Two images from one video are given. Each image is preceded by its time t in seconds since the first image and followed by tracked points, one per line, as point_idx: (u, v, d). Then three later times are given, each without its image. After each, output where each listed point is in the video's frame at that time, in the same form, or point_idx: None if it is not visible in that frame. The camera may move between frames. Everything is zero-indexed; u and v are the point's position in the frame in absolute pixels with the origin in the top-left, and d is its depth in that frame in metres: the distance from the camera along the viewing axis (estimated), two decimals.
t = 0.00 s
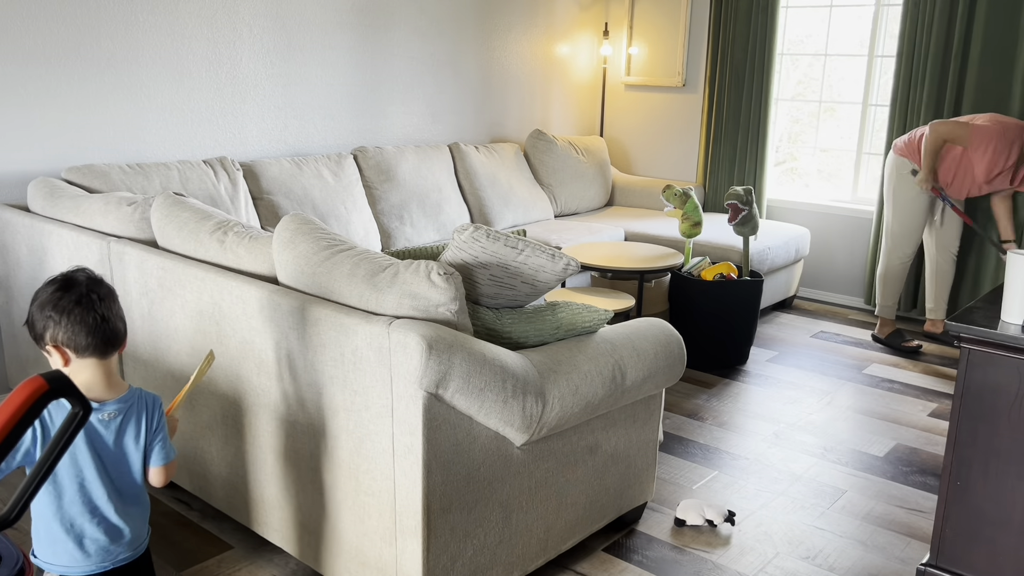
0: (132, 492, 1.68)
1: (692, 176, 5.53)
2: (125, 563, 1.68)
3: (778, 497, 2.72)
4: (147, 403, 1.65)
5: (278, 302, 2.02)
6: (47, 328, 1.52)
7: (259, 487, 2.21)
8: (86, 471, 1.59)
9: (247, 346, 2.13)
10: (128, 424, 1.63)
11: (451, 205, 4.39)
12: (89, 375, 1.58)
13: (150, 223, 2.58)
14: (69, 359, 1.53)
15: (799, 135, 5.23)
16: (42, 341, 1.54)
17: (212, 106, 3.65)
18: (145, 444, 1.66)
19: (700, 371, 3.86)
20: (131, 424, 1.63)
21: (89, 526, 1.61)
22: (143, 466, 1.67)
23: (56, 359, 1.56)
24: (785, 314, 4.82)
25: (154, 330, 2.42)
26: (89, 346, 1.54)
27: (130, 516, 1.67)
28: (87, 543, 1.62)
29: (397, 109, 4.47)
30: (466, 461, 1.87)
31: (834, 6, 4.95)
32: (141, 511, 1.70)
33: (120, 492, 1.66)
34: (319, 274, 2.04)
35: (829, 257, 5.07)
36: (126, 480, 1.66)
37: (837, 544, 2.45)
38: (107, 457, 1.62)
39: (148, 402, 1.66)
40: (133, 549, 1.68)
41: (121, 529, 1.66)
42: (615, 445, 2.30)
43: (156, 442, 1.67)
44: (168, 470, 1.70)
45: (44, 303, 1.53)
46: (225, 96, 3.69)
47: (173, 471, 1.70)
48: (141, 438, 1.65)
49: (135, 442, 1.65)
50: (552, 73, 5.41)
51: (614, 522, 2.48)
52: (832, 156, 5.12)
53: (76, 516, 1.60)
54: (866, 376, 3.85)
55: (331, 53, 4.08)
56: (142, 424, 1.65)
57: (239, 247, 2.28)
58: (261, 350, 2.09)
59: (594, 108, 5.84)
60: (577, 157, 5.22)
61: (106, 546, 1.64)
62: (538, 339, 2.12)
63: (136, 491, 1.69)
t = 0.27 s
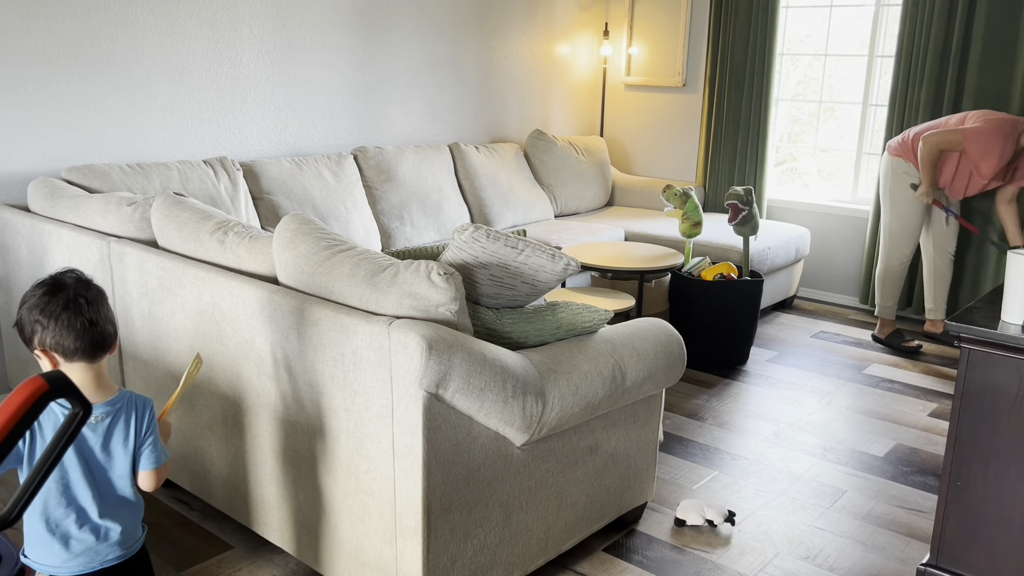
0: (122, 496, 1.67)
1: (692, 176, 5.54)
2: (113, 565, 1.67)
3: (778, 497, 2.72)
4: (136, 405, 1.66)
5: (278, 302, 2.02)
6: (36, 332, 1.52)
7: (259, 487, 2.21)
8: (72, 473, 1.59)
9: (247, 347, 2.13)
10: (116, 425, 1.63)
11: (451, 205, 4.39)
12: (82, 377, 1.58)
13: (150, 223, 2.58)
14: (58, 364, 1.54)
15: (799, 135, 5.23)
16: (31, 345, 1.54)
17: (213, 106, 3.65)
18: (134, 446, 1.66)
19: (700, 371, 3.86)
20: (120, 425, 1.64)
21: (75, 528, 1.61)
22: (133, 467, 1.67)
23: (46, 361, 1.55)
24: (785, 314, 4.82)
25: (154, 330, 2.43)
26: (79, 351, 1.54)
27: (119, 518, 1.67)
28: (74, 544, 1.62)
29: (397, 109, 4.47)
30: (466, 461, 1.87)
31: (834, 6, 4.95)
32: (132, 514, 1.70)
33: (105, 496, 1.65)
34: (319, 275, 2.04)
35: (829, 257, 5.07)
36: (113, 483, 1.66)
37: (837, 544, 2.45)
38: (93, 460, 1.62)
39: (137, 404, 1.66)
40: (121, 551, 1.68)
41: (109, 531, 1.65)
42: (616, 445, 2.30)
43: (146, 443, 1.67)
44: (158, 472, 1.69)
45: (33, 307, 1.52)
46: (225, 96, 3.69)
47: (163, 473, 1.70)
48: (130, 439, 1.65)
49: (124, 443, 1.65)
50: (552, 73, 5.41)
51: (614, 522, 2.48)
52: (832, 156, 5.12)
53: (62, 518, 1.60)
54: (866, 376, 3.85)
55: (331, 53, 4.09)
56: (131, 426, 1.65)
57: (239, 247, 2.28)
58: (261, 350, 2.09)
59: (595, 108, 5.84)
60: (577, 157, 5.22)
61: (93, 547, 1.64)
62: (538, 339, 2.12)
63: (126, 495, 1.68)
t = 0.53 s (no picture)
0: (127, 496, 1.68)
1: (692, 176, 5.54)
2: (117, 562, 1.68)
3: (778, 497, 2.72)
4: (139, 404, 1.67)
5: (278, 302, 2.02)
6: (35, 336, 1.52)
7: (259, 487, 2.21)
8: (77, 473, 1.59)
9: (247, 347, 2.13)
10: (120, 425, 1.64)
11: (451, 205, 4.39)
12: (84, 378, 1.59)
13: (150, 223, 2.58)
14: (59, 367, 1.53)
15: (799, 134, 5.23)
16: (31, 348, 1.54)
17: (213, 105, 3.65)
18: (137, 445, 1.67)
19: (699, 371, 3.86)
20: (123, 424, 1.65)
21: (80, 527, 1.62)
22: (135, 467, 1.68)
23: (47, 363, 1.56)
24: (785, 314, 4.82)
25: (154, 331, 2.42)
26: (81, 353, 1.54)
27: (122, 516, 1.68)
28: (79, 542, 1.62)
29: (397, 109, 4.47)
30: (466, 461, 1.87)
31: (834, 6, 4.95)
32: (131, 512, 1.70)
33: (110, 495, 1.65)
34: (319, 275, 2.04)
35: (829, 257, 5.07)
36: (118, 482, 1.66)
37: (837, 544, 2.45)
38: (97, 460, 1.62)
39: (140, 404, 1.68)
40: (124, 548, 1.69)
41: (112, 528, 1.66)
42: (616, 445, 2.29)
43: (148, 442, 1.69)
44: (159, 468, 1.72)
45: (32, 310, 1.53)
46: (225, 95, 3.69)
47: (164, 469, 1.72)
48: (133, 438, 1.66)
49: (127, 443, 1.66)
50: (552, 73, 5.41)
51: (614, 522, 2.48)
52: (832, 156, 5.13)
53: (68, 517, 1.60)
54: (866, 376, 3.85)
55: (331, 53, 4.09)
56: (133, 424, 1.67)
57: (239, 247, 2.28)
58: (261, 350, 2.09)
59: (595, 109, 5.84)
60: (577, 157, 5.22)
61: (96, 544, 1.64)
62: (538, 339, 2.12)
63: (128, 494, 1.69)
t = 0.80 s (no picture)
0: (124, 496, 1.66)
1: (692, 176, 5.54)
2: (122, 565, 1.68)
3: (778, 497, 2.72)
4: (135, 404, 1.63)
5: (278, 302, 2.02)
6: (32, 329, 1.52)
7: (259, 487, 2.21)
8: (72, 474, 1.59)
9: (247, 347, 2.13)
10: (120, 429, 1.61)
11: (451, 205, 4.39)
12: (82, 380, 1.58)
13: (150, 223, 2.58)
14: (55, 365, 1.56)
15: (799, 135, 5.23)
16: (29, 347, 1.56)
17: (213, 106, 3.65)
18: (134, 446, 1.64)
19: (699, 371, 3.87)
20: (119, 426, 1.62)
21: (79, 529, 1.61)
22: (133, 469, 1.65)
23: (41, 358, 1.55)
24: (785, 314, 4.82)
25: (154, 331, 2.43)
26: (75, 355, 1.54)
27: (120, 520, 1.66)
28: (77, 547, 1.62)
29: (396, 109, 4.47)
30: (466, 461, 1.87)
31: (834, 6, 4.95)
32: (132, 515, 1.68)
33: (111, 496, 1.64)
34: (319, 275, 2.04)
35: (829, 257, 5.07)
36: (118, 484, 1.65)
37: (837, 545, 2.45)
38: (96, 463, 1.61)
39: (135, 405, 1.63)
40: (129, 551, 1.68)
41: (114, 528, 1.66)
42: (616, 445, 2.30)
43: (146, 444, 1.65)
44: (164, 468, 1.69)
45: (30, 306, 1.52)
46: (225, 96, 3.69)
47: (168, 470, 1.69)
48: (130, 439, 1.63)
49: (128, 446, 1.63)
50: (552, 73, 5.41)
51: (614, 522, 2.48)
52: (832, 156, 5.13)
53: (66, 518, 1.61)
54: (866, 376, 3.85)
55: (331, 54, 4.09)
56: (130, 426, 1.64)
57: (239, 247, 2.28)
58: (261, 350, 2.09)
59: (595, 109, 5.84)
60: (577, 157, 5.22)
61: (96, 549, 1.64)
62: (539, 339, 2.12)
63: (131, 496, 1.67)
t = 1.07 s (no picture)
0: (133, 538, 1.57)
1: (692, 176, 5.54)
2: None
3: (778, 497, 2.72)
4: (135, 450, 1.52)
5: (278, 303, 2.02)
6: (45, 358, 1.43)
7: (259, 487, 2.21)
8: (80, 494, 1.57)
9: (246, 347, 2.13)
10: (104, 469, 1.52)
11: (451, 205, 4.39)
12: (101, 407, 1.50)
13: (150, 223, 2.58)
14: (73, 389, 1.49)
15: (799, 135, 5.23)
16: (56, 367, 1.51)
17: (213, 105, 3.65)
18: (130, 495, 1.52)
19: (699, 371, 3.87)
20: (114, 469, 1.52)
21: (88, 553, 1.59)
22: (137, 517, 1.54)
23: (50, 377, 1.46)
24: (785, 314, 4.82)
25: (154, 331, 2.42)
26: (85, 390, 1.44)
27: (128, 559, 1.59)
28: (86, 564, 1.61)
29: (396, 109, 4.47)
30: (466, 462, 1.87)
31: (834, 6, 4.95)
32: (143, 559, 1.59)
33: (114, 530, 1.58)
34: (319, 274, 2.04)
35: (829, 257, 5.07)
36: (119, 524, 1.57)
37: (838, 545, 2.45)
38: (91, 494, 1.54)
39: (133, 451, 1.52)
40: None
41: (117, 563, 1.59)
42: (615, 444, 2.30)
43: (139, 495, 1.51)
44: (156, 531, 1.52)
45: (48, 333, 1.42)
46: (225, 96, 3.69)
47: (161, 535, 1.52)
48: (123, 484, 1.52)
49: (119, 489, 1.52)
50: (552, 74, 5.41)
51: (614, 522, 2.48)
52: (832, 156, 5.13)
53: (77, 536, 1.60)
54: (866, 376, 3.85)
55: (331, 54, 4.09)
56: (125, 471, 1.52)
57: (239, 247, 2.28)
58: (261, 350, 2.09)
59: (595, 109, 5.84)
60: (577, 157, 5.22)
61: None
62: (538, 339, 2.12)
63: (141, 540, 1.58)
